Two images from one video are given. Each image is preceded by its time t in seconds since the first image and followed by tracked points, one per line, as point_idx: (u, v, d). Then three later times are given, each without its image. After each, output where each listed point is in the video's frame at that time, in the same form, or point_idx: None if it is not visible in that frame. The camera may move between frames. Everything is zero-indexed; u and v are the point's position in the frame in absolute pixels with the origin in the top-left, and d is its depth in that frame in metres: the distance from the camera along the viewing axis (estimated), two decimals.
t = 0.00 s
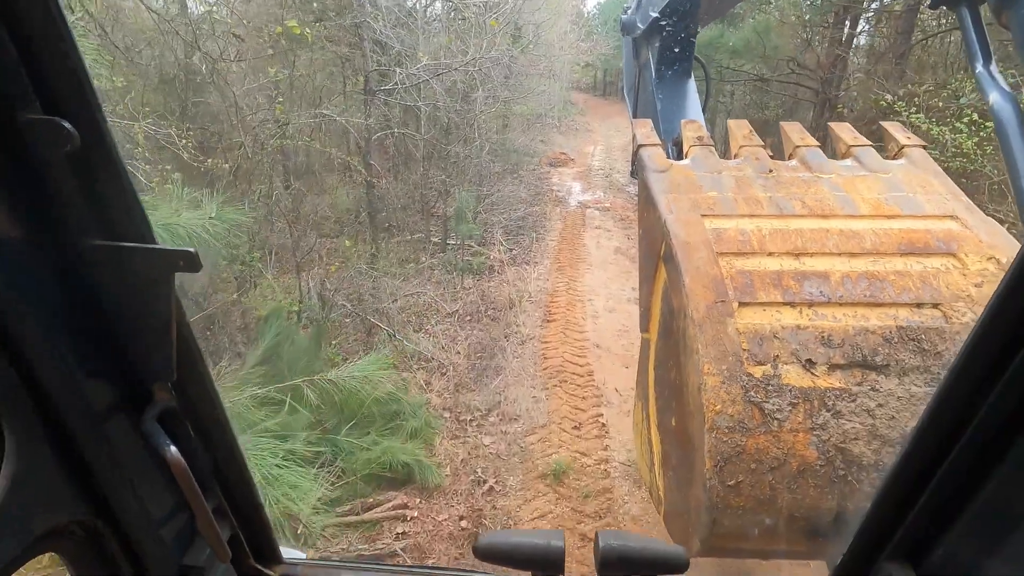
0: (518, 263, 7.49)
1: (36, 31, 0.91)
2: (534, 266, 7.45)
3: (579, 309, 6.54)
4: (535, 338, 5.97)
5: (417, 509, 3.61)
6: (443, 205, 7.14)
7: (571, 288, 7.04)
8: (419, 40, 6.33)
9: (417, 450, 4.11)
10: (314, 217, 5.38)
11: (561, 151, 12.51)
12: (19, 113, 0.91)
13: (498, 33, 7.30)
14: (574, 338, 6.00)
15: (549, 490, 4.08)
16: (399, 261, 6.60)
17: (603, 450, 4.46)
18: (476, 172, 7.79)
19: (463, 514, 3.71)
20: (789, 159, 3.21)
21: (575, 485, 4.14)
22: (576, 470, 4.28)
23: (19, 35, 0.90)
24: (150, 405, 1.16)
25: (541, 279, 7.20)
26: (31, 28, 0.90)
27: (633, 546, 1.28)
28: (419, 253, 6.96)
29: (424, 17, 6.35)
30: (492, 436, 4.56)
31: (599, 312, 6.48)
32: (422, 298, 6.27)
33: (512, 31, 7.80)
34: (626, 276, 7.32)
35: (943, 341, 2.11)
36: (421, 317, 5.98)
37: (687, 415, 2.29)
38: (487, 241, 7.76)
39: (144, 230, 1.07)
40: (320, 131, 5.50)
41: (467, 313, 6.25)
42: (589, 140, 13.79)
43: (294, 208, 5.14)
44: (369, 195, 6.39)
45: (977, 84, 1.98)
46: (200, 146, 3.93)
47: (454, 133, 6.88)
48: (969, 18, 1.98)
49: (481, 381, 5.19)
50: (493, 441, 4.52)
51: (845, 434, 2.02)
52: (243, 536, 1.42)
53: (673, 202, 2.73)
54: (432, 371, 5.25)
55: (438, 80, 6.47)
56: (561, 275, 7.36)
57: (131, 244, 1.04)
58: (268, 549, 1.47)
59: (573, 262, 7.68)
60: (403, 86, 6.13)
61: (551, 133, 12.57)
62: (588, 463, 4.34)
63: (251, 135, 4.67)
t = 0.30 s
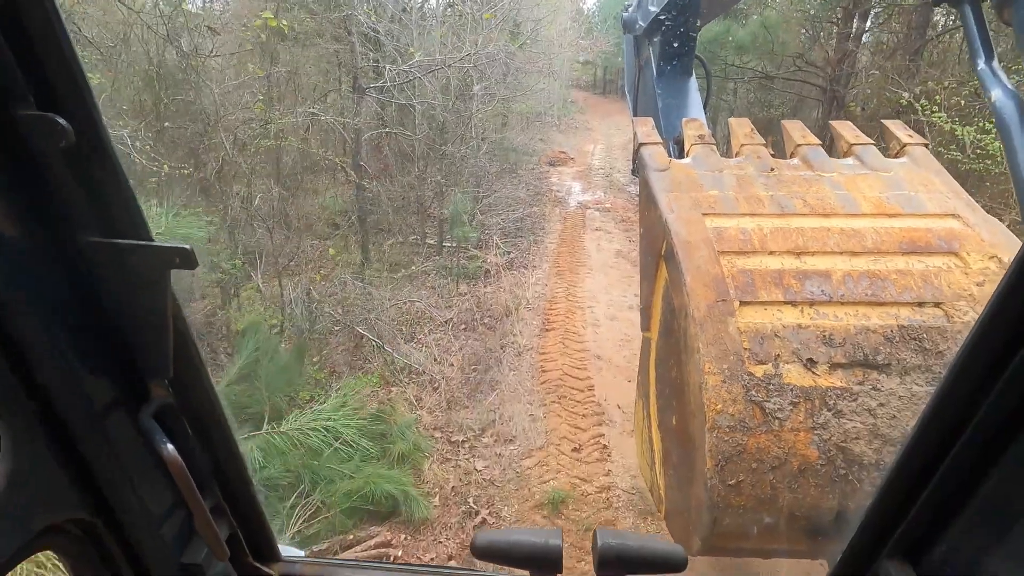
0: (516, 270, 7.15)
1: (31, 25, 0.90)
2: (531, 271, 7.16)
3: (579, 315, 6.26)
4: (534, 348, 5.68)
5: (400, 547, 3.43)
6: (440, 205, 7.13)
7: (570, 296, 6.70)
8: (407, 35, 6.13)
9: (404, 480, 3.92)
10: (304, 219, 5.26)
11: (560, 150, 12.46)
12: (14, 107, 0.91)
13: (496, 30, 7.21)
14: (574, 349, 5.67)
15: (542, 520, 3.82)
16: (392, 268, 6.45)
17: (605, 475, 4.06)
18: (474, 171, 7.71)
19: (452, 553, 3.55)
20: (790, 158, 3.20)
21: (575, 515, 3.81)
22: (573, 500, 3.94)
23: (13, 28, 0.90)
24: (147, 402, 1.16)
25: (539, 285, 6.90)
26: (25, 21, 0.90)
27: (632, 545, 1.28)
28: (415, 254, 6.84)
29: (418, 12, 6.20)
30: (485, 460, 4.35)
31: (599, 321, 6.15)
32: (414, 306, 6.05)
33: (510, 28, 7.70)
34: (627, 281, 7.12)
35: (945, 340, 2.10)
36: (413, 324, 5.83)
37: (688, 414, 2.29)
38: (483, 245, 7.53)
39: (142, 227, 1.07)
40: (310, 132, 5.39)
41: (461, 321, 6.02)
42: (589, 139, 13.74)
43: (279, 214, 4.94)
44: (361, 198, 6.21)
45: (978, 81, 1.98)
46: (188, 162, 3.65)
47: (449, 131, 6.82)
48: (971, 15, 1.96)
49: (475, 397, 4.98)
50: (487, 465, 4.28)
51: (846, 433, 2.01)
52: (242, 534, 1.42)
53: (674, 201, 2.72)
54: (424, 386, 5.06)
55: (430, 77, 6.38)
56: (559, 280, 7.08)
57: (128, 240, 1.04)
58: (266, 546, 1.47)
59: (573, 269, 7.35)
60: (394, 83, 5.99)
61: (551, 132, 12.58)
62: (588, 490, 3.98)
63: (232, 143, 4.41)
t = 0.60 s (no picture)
0: (513, 275, 7.11)
1: (31, 25, 0.91)
2: (529, 276, 7.17)
3: (577, 326, 6.22)
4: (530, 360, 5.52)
5: None
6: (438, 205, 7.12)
7: (569, 301, 6.71)
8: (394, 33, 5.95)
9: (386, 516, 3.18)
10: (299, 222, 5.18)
11: (559, 150, 12.44)
12: (15, 111, 0.92)
13: (496, 30, 7.14)
14: (572, 362, 5.58)
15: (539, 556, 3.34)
16: (387, 274, 6.31)
17: (606, 505, 3.81)
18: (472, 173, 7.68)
19: None
20: (790, 157, 3.20)
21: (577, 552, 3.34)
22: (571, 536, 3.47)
23: (12, 29, 0.90)
24: (148, 402, 1.18)
25: (536, 292, 6.89)
26: (24, 21, 0.90)
27: (627, 544, 1.28)
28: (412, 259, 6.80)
29: (411, 9, 6.09)
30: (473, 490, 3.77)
31: (599, 330, 6.15)
32: (404, 317, 5.77)
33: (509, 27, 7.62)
34: (627, 289, 7.11)
35: (943, 339, 2.10)
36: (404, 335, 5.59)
37: (687, 413, 2.29)
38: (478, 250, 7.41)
39: (141, 228, 1.08)
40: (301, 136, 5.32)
41: (454, 331, 5.76)
42: (588, 139, 13.75)
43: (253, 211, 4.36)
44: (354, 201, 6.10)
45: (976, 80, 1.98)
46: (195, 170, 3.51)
47: (443, 133, 6.72)
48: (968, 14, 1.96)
49: (467, 417, 4.47)
50: (477, 496, 3.73)
51: (844, 432, 2.02)
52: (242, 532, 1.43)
53: (673, 200, 2.72)
54: (413, 404, 4.61)
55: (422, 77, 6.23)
56: (558, 286, 7.07)
57: (129, 242, 1.05)
58: (266, 545, 1.48)
59: (572, 273, 7.40)
60: (379, 80, 5.87)
61: (550, 133, 12.54)
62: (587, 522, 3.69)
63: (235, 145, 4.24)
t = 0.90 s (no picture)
0: (509, 281, 7.02)
1: (34, 24, 0.91)
2: (527, 283, 7.09)
3: (577, 335, 6.11)
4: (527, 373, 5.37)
5: None
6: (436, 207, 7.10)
7: (568, 309, 6.61)
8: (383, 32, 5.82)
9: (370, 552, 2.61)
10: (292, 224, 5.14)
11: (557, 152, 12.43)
12: (19, 106, 0.91)
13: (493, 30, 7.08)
14: (572, 379, 5.38)
15: None
16: (380, 281, 6.20)
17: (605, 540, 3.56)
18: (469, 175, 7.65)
19: None
20: (791, 155, 3.19)
21: None
22: None
23: (16, 27, 0.90)
24: (151, 398, 1.18)
25: (534, 299, 6.79)
26: (28, 20, 0.91)
27: (631, 538, 1.28)
28: (402, 264, 6.77)
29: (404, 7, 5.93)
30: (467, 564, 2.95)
31: (599, 341, 6.02)
32: (392, 330, 5.60)
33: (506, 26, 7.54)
34: (628, 296, 7.03)
35: (946, 336, 2.10)
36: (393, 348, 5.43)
37: (689, 411, 2.29)
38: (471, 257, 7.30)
39: (145, 223, 1.08)
40: (292, 141, 5.21)
41: (447, 343, 5.65)
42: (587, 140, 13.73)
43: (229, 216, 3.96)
44: (338, 206, 5.92)
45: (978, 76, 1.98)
46: (188, 170, 3.38)
47: (438, 134, 6.68)
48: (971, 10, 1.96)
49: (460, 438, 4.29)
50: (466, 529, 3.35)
51: (847, 429, 2.02)
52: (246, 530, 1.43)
53: (675, 198, 2.72)
54: (402, 426, 4.47)
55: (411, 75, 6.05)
56: (557, 294, 6.97)
57: (132, 237, 1.05)
58: (269, 543, 1.48)
59: (571, 279, 7.32)
60: (365, 80, 5.73)
61: (549, 133, 12.53)
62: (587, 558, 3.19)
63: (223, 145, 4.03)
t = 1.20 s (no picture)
0: (503, 289, 6.89)
1: (31, 24, 0.91)
2: (523, 291, 6.93)
3: (574, 347, 5.83)
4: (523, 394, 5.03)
5: None
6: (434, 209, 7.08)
7: (565, 320, 6.36)
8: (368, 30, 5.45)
9: None
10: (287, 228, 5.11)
11: (555, 153, 12.39)
12: (19, 111, 0.93)
13: (488, 30, 6.98)
14: (569, 397, 5.06)
15: None
16: (369, 292, 6.06)
17: None
18: (466, 178, 7.63)
19: None
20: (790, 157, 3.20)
21: None
22: None
23: (14, 28, 0.91)
24: (149, 400, 1.19)
25: (531, 309, 6.53)
26: (25, 21, 0.91)
27: (625, 540, 1.29)
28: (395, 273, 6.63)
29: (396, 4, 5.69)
30: None
31: (598, 355, 5.73)
32: (377, 345, 5.41)
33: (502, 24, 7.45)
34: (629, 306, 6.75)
35: (943, 338, 2.10)
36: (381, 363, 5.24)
37: (687, 413, 2.30)
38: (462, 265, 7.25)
39: (141, 226, 1.08)
40: (287, 146, 4.97)
41: (438, 357, 5.46)
42: (585, 141, 13.68)
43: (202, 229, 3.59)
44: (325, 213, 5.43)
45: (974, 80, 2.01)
46: (176, 172, 3.32)
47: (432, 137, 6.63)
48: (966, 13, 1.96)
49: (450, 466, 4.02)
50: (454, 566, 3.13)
51: (845, 431, 2.02)
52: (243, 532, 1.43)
53: (674, 200, 2.73)
54: (389, 450, 4.24)
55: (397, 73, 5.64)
56: (554, 303, 6.72)
57: (131, 241, 1.05)
58: (267, 545, 1.48)
59: (568, 288, 7.09)
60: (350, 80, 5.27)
61: (546, 133, 12.53)
62: None
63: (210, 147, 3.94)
